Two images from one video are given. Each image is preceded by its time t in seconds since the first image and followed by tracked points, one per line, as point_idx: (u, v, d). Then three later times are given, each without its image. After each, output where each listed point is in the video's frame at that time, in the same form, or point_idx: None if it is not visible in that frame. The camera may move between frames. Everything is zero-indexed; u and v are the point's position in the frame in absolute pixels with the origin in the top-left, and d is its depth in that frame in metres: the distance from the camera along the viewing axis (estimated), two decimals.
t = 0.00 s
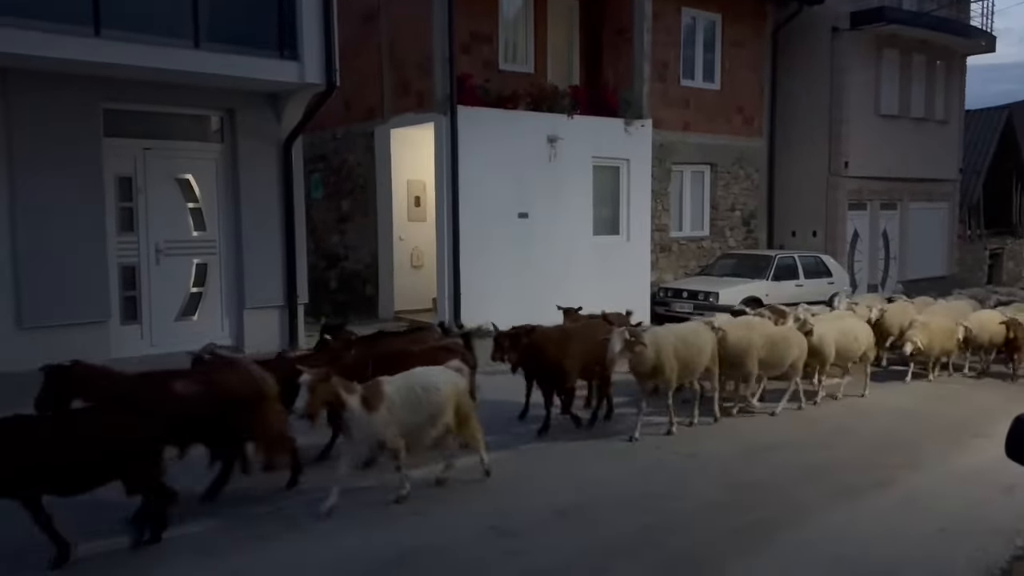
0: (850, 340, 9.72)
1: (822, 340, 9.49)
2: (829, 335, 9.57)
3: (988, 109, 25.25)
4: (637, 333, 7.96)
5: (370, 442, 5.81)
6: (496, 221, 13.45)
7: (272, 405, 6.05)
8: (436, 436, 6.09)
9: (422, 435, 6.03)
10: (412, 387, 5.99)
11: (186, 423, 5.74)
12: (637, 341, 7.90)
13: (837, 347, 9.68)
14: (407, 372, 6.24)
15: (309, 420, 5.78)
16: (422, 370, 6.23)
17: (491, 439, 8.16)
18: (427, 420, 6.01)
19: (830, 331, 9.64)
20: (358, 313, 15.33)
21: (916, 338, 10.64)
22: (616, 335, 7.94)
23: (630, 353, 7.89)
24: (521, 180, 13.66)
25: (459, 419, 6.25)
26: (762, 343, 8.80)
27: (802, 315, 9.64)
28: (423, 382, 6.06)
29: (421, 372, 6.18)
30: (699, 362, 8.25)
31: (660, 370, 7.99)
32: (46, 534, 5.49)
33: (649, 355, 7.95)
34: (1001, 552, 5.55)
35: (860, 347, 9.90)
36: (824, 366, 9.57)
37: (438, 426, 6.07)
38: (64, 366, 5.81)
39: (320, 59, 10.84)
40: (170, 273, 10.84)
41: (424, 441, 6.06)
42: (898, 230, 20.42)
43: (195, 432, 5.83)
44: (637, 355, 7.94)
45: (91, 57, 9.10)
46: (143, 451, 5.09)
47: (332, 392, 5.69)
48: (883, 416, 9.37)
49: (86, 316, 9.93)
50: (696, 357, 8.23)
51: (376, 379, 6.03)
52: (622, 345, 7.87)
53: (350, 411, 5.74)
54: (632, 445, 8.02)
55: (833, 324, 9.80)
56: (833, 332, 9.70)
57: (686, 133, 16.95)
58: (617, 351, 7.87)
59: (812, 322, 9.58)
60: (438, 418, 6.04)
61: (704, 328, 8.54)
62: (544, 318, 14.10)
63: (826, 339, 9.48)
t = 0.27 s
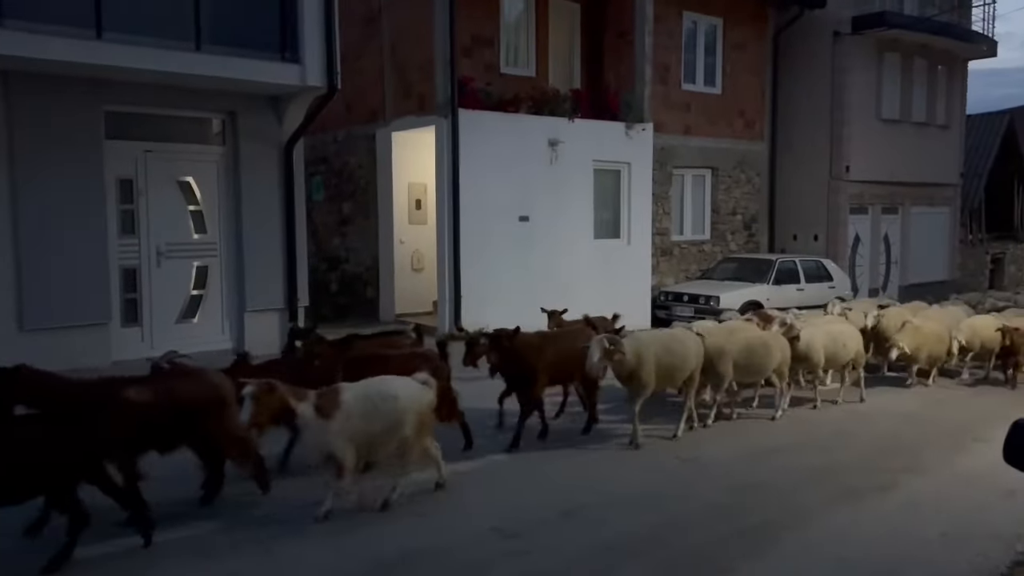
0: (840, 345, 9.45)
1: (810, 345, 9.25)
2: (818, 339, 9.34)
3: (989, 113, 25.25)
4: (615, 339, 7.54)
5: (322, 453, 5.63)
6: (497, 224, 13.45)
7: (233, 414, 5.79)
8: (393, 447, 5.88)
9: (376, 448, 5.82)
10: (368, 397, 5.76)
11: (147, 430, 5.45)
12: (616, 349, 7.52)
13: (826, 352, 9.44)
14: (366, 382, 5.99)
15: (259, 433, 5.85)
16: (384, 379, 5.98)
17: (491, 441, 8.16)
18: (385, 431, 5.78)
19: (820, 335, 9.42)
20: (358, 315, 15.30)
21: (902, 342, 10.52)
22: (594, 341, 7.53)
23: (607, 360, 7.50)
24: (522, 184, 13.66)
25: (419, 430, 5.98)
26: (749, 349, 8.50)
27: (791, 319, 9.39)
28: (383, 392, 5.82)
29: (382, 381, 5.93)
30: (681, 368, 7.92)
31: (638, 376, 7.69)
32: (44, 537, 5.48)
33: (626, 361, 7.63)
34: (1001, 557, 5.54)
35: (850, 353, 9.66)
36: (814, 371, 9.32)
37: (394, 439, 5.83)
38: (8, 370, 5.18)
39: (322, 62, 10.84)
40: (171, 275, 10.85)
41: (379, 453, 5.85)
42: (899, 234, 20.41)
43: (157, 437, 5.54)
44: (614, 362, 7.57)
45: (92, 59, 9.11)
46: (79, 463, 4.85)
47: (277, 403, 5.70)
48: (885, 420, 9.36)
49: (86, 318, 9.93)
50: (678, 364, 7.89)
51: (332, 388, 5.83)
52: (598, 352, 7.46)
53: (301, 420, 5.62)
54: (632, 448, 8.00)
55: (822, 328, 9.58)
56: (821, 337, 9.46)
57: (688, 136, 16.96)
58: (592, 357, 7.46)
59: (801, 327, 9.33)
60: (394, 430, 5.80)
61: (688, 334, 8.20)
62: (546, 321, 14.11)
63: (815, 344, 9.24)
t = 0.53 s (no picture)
0: (820, 351, 9.41)
1: (789, 350, 9.17)
2: (798, 344, 9.28)
3: (985, 118, 25.33)
4: (592, 342, 7.39)
5: (270, 466, 5.21)
6: (493, 226, 13.44)
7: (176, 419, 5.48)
8: (350, 457, 5.49)
9: (332, 457, 5.41)
10: (319, 403, 5.39)
11: (93, 437, 5.18)
12: (593, 353, 7.37)
13: (806, 358, 9.37)
14: (319, 385, 5.61)
15: (200, 434, 5.40)
16: (337, 384, 5.61)
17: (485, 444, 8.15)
18: (340, 440, 5.40)
19: (800, 341, 9.36)
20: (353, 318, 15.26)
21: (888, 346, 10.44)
22: (571, 345, 7.38)
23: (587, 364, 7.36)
24: (518, 186, 13.66)
25: (376, 435, 5.65)
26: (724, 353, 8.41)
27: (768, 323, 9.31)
28: (337, 398, 5.46)
29: (334, 385, 5.56)
30: (659, 375, 7.81)
31: (615, 382, 7.53)
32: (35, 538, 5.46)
33: (607, 367, 7.49)
34: (994, 561, 5.54)
35: (829, 358, 9.63)
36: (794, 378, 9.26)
37: (351, 446, 5.45)
38: None
39: (318, 63, 10.83)
40: (165, 277, 10.83)
41: (334, 462, 5.44)
42: (895, 238, 20.45)
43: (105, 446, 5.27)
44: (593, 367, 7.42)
45: (88, 60, 9.10)
46: (26, 463, 4.88)
47: (222, 408, 5.23)
48: (880, 424, 9.36)
49: (80, 319, 9.91)
50: (657, 370, 7.79)
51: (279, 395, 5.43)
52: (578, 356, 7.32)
53: (246, 430, 5.20)
54: (627, 452, 7.99)
55: (803, 333, 9.51)
56: (800, 342, 9.38)
57: (684, 140, 16.98)
58: (571, 362, 7.32)
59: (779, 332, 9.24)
60: (351, 437, 5.44)
61: (661, 337, 8.17)
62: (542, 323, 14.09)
63: (795, 350, 9.17)
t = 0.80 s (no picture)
0: (799, 357, 9.37)
1: (767, 357, 9.15)
2: (775, 351, 9.25)
3: (979, 124, 25.42)
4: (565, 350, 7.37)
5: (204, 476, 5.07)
6: (487, 231, 13.44)
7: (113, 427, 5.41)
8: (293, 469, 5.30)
9: (277, 470, 5.25)
10: (262, 413, 5.25)
11: (25, 445, 5.20)
12: (564, 359, 7.36)
13: (783, 365, 9.35)
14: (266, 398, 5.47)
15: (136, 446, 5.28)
16: (286, 395, 5.47)
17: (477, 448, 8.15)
18: (284, 451, 5.23)
19: (777, 348, 9.32)
20: (348, 322, 15.23)
21: (873, 356, 10.28)
22: (542, 352, 7.33)
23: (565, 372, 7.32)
24: (513, 191, 13.67)
25: (326, 449, 5.47)
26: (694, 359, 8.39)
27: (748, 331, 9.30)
28: (283, 408, 5.31)
29: (283, 397, 5.42)
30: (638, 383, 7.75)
31: (593, 390, 7.48)
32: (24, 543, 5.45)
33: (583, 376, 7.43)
34: (985, 567, 5.53)
35: (809, 364, 9.58)
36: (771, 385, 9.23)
37: (297, 459, 5.27)
38: None
39: (313, 67, 10.83)
40: (159, 280, 10.81)
41: (280, 475, 5.26)
42: (889, 244, 20.49)
43: (34, 452, 5.25)
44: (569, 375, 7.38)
45: (81, 63, 9.09)
46: None
47: (155, 416, 5.15)
48: (874, 430, 9.35)
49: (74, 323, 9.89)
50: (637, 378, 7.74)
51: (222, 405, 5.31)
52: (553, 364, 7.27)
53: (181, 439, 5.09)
54: (619, 457, 7.98)
55: (780, 339, 9.48)
56: (778, 350, 9.35)
57: (679, 145, 17.01)
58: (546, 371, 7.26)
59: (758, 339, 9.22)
60: (296, 450, 5.26)
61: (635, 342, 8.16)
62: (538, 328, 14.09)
63: (772, 356, 9.15)
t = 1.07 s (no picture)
0: (778, 363, 9.40)
1: (747, 363, 9.16)
2: (755, 358, 9.24)
3: (971, 133, 25.56)
4: (529, 356, 7.22)
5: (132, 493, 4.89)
6: (481, 236, 13.45)
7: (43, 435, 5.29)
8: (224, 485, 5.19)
9: (209, 485, 5.14)
10: (194, 428, 5.09)
11: None
12: (529, 368, 7.15)
13: (764, 372, 9.36)
14: (203, 408, 5.29)
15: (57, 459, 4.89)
16: (220, 406, 5.32)
17: (469, 455, 8.15)
18: (214, 467, 5.11)
19: (757, 354, 9.33)
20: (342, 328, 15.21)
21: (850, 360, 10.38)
22: (507, 361, 7.19)
23: (532, 380, 7.18)
24: (507, 197, 13.69)
25: (262, 462, 5.35)
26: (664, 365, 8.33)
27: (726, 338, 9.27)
28: (218, 423, 5.16)
29: (216, 410, 5.27)
30: (610, 390, 7.70)
31: (562, 398, 7.38)
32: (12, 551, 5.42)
33: (551, 384, 7.31)
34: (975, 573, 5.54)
35: (788, 371, 9.58)
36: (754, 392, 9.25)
37: (229, 475, 5.16)
38: None
39: (306, 73, 10.84)
40: (151, 286, 10.79)
41: (213, 489, 5.16)
42: (882, 251, 20.56)
43: None
44: (536, 383, 7.23)
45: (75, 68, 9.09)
46: None
47: (80, 428, 4.86)
48: (865, 437, 9.37)
49: (65, 328, 9.86)
50: (609, 385, 7.69)
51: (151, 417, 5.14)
52: (518, 371, 7.12)
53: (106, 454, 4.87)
54: (611, 463, 7.99)
55: (759, 346, 9.48)
56: (759, 356, 9.36)
57: (672, 152, 17.07)
58: (512, 379, 7.12)
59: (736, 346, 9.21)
60: (228, 466, 5.14)
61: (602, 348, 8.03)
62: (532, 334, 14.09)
63: (753, 363, 9.16)
